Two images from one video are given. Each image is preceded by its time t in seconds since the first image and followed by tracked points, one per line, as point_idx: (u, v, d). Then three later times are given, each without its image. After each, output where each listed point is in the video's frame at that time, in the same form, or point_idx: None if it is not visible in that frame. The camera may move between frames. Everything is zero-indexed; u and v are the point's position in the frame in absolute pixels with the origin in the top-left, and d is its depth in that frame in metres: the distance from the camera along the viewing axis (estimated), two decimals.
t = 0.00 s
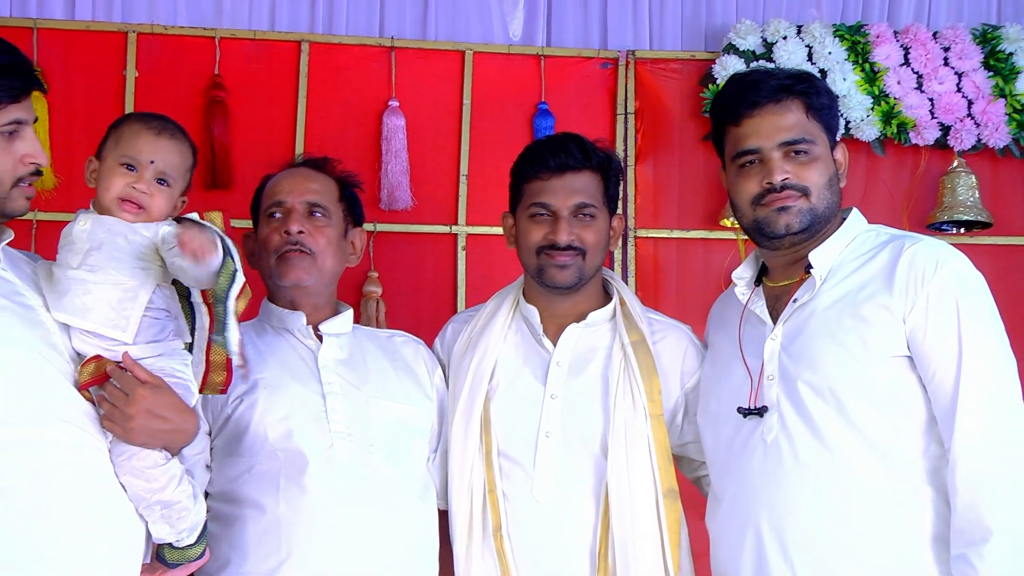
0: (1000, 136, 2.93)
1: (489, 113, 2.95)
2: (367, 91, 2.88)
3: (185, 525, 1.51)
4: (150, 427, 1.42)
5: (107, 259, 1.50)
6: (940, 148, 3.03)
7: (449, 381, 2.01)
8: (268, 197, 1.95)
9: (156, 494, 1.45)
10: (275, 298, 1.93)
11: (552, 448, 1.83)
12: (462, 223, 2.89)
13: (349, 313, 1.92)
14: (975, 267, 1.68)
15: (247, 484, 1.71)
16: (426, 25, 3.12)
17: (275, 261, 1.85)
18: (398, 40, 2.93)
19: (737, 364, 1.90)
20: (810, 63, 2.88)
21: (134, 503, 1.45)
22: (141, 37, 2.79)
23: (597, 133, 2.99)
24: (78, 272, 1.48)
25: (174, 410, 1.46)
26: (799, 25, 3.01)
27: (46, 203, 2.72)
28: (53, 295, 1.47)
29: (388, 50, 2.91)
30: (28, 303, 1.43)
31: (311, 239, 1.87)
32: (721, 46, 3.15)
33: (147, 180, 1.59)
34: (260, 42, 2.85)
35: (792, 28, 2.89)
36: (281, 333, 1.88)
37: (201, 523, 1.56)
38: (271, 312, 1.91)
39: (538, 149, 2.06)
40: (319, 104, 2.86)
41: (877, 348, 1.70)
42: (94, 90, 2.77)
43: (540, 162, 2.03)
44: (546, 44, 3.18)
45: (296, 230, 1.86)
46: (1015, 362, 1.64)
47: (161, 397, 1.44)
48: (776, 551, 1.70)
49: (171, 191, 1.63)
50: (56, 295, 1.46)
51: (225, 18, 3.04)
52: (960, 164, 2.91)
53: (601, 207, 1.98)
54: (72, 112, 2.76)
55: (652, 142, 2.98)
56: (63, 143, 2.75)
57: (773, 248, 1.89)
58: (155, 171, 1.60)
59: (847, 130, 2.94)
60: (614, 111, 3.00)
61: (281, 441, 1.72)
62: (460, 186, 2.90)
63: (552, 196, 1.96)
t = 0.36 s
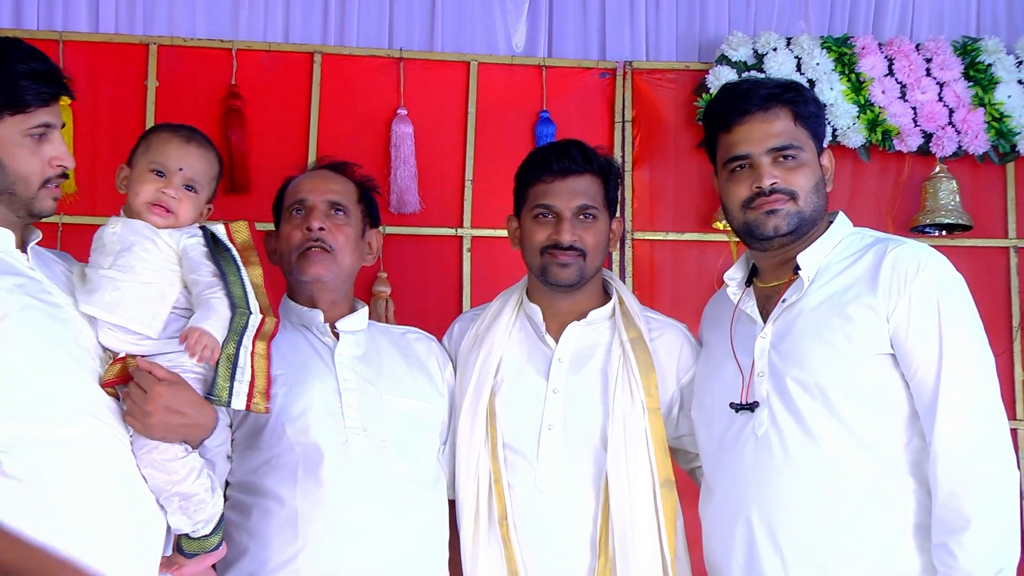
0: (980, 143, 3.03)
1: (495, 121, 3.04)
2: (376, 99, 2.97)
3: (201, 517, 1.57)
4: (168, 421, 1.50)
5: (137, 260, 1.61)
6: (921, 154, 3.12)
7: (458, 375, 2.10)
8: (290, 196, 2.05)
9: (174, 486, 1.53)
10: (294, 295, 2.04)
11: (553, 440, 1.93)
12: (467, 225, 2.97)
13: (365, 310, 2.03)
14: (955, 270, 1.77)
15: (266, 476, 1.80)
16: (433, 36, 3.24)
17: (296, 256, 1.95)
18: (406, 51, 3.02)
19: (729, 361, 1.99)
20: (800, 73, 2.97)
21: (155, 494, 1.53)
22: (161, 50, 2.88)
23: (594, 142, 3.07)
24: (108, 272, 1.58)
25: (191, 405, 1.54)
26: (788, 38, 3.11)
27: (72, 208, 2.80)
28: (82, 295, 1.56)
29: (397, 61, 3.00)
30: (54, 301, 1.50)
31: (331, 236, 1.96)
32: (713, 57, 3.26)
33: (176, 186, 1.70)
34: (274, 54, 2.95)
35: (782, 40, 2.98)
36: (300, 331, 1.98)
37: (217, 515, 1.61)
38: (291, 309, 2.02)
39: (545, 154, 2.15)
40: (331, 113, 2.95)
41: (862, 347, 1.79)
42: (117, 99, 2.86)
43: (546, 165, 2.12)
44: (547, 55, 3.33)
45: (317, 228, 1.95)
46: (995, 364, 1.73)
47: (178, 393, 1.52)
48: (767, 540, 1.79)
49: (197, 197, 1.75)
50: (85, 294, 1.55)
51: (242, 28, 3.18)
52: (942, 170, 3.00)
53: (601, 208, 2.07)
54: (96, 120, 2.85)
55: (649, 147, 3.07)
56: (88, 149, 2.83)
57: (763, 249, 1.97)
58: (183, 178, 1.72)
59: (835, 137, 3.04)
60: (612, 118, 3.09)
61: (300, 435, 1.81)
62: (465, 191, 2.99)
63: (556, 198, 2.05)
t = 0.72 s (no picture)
0: (972, 148, 3.12)
1: (507, 129, 3.13)
2: (393, 107, 3.07)
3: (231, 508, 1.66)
4: (202, 416, 1.60)
5: (159, 270, 1.68)
6: (915, 159, 3.20)
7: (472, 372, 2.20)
8: (315, 198, 2.15)
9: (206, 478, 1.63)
10: (316, 294, 2.13)
11: (564, 433, 2.02)
12: (481, 227, 3.07)
13: (383, 309, 2.13)
14: (948, 270, 1.85)
15: (291, 467, 1.90)
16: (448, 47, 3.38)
17: (320, 254, 2.05)
18: (423, 62, 3.11)
19: (731, 358, 2.07)
20: (799, 82, 3.06)
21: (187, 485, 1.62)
22: (191, 60, 2.97)
23: (604, 146, 3.18)
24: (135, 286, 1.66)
25: (223, 401, 1.63)
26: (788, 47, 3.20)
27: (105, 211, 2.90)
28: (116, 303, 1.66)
29: (413, 71, 3.10)
30: (94, 299, 1.59)
31: (354, 235, 2.05)
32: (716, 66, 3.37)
33: (202, 190, 1.79)
34: (298, 64, 3.05)
35: (782, 50, 3.07)
36: (322, 328, 2.08)
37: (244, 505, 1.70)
38: (312, 308, 2.12)
39: (557, 157, 2.24)
40: (351, 121, 3.05)
41: (858, 344, 1.87)
42: (147, 108, 2.96)
43: (557, 168, 2.21)
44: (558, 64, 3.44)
45: (341, 227, 2.05)
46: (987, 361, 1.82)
47: (211, 391, 1.62)
48: (769, 528, 1.88)
49: (223, 200, 1.84)
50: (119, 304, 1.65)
51: (267, 42, 3.28)
52: (935, 174, 3.08)
53: (610, 210, 2.16)
54: (126, 128, 2.94)
55: (655, 153, 3.16)
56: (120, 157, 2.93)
57: (763, 249, 2.06)
58: (209, 181, 1.80)
59: (833, 143, 3.12)
60: (619, 125, 3.18)
61: (323, 429, 1.91)
62: (480, 195, 3.08)
63: (567, 200, 2.14)
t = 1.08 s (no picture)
0: (976, 152, 3.19)
1: (531, 135, 3.22)
2: (422, 115, 3.17)
3: (267, 496, 1.73)
4: (239, 411, 1.64)
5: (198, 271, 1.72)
6: (922, 162, 3.29)
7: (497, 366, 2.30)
8: (344, 201, 2.25)
9: (243, 468, 1.68)
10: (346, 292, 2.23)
11: (584, 425, 2.12)
12: (506, 228, 3.17)
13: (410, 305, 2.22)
14: (952, 267, 1.94)
15: (324, 457, 2.00)
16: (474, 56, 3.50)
17: (350, 255, 2.14)
18: (450, 71, 3.21)
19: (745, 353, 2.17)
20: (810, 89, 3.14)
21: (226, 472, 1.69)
22: (229, 71, 3.08)
23: (622, 151, 3.27)
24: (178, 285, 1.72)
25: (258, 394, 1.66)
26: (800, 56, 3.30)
27: (149, 214, 3.02)
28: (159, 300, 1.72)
29: (441, 80, 3.20)
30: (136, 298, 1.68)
31: (382, 237, 2.15)
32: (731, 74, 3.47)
33: (231, 189, 1.84)
34: (330, 73, 3.14)
35: (793, 58, 3.16)
36: (353, 324, 2.18)
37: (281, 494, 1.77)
38: (343, 305, 2.21)
39: (576, 162, 2.33)
40: (382, 128, 3.15)
41: (867, 338, 1.96)
42: (190, 119, 3.06)
43: (577, 173, 2.31)
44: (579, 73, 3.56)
45: (369, 229, 2.15)
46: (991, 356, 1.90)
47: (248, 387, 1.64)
48: (781, 513, 1.97)
49: (252, 200, 1.88)
50: (162, 303, 1.71)
51: (301, 50, 3.41)
52: (940, 177, 3.17)
53: (628, 210, 2.25)
54: (169, 136, 3.05)
55: (672, 157, 3.25)
56: (163, 163, 3.04)
57: (777, 250, 2.15)
58: (239, 181, 1.86)
59: (842, 147, 3.21)
60: (637, 130, 3.27)
61: (354, 418, 2.00)
62: (505, 199, 3.18)
63: (586, 202, 2.24)
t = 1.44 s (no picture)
0: (979, 152, 3.29)
1: (551, 137, 3.32)
2: (447, 119, 3.27)
3: (297, 482, 1.79)
4: (270, 399, 1.71)
5: (245, 266, 1.83)
6: (927, 163, 3.38)
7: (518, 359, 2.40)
8: (373, 202, 2.35)
9: (274, 456, 1.76)
10: (374, 288, 2.33)
11: (602, 414, 2.22)
12: (528, 226, 3.27)
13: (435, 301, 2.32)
14: (956, 262, 2.04)
15: (353, 444, 2.11)
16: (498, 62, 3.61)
17: (378, 251, 2.25)
18: (474, 76, 3.31)
19: (757, 345, 2.27)
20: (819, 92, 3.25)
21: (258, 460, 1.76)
22: (265, 78, 3.19)
23: (640, 152, 3.36)
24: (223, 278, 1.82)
25: (290, 385, 1.72)
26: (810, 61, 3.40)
27: (189, 214, 3.13)
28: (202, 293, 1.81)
29: (466, 85, 3.30)
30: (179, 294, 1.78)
31: (408, 235, 2.25)
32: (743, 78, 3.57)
33: (259, 191, 1.93)
34: (360, 80, 3.25)
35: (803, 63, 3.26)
36: (381, 318, 2.28)
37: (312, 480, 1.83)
38: (372, 300, 2.32)
39: (594, 164, 2.43)
40: (410, 131, 3.26)
41: (873, 331, 2.06)
42: (226, 124, 3.17)
43: (595, 175, 2.41)
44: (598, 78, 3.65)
45: (397, 227, 2.25)
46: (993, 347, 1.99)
47: (282, 376, 1.72)
48: (791, 497, 2.07)
49: (280, 199, 1.96)
50: (206, 295, 1.80)
51: (333, 58, 3.52)
52: (944, 177, 3.26)
53: (644, 210, 2.35)
54: (208, 143, 3.16)
55: (687, 159, 3.35)
56: (202, 166, 3.15)
57: (787, 248, 2.24)
58: (265, 182, 1.94)
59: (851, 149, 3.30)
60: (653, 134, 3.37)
61: (381, 408, 2.11)
62: (527, 197, 3.28)
63: (604, 201, 2.33)
